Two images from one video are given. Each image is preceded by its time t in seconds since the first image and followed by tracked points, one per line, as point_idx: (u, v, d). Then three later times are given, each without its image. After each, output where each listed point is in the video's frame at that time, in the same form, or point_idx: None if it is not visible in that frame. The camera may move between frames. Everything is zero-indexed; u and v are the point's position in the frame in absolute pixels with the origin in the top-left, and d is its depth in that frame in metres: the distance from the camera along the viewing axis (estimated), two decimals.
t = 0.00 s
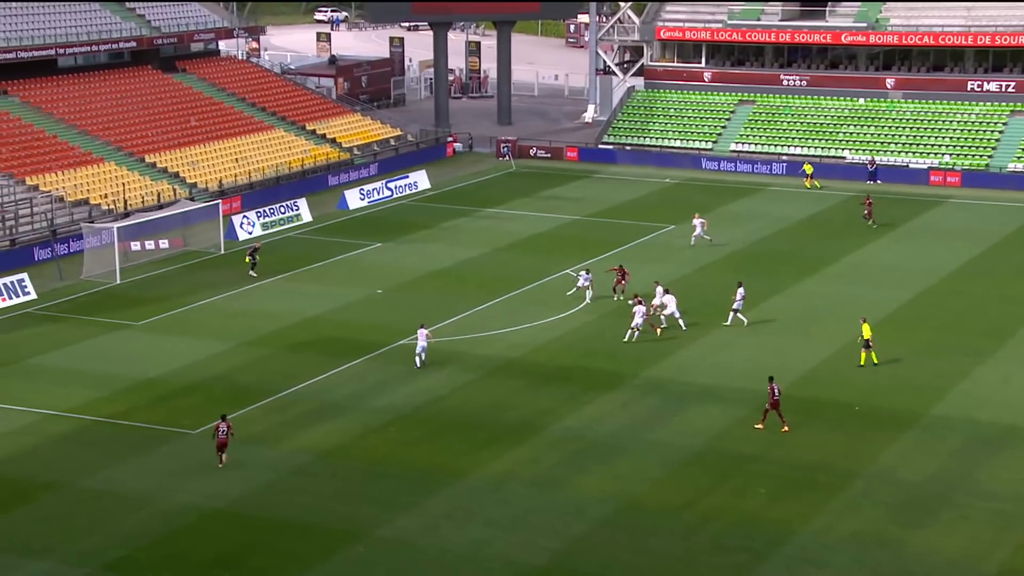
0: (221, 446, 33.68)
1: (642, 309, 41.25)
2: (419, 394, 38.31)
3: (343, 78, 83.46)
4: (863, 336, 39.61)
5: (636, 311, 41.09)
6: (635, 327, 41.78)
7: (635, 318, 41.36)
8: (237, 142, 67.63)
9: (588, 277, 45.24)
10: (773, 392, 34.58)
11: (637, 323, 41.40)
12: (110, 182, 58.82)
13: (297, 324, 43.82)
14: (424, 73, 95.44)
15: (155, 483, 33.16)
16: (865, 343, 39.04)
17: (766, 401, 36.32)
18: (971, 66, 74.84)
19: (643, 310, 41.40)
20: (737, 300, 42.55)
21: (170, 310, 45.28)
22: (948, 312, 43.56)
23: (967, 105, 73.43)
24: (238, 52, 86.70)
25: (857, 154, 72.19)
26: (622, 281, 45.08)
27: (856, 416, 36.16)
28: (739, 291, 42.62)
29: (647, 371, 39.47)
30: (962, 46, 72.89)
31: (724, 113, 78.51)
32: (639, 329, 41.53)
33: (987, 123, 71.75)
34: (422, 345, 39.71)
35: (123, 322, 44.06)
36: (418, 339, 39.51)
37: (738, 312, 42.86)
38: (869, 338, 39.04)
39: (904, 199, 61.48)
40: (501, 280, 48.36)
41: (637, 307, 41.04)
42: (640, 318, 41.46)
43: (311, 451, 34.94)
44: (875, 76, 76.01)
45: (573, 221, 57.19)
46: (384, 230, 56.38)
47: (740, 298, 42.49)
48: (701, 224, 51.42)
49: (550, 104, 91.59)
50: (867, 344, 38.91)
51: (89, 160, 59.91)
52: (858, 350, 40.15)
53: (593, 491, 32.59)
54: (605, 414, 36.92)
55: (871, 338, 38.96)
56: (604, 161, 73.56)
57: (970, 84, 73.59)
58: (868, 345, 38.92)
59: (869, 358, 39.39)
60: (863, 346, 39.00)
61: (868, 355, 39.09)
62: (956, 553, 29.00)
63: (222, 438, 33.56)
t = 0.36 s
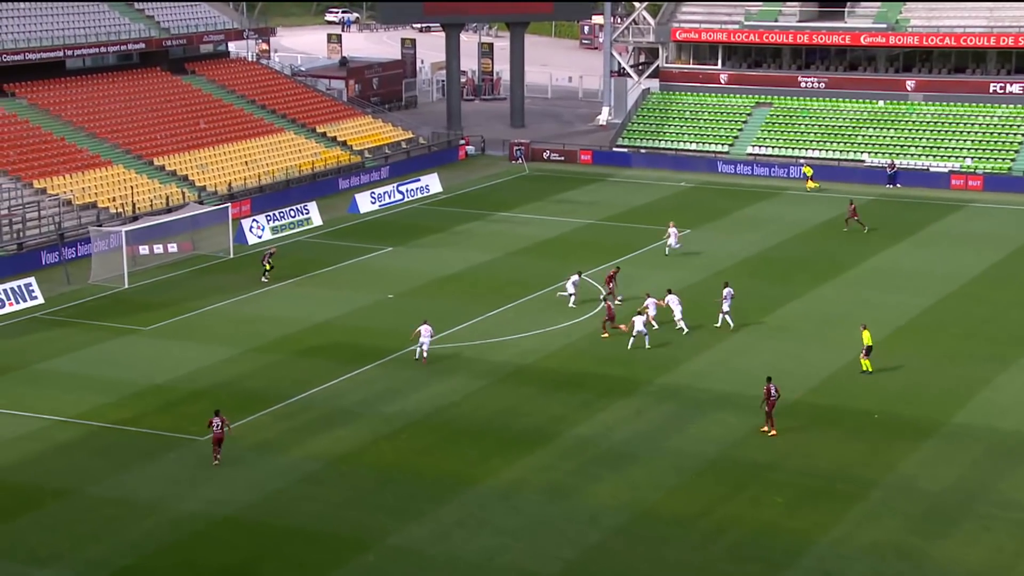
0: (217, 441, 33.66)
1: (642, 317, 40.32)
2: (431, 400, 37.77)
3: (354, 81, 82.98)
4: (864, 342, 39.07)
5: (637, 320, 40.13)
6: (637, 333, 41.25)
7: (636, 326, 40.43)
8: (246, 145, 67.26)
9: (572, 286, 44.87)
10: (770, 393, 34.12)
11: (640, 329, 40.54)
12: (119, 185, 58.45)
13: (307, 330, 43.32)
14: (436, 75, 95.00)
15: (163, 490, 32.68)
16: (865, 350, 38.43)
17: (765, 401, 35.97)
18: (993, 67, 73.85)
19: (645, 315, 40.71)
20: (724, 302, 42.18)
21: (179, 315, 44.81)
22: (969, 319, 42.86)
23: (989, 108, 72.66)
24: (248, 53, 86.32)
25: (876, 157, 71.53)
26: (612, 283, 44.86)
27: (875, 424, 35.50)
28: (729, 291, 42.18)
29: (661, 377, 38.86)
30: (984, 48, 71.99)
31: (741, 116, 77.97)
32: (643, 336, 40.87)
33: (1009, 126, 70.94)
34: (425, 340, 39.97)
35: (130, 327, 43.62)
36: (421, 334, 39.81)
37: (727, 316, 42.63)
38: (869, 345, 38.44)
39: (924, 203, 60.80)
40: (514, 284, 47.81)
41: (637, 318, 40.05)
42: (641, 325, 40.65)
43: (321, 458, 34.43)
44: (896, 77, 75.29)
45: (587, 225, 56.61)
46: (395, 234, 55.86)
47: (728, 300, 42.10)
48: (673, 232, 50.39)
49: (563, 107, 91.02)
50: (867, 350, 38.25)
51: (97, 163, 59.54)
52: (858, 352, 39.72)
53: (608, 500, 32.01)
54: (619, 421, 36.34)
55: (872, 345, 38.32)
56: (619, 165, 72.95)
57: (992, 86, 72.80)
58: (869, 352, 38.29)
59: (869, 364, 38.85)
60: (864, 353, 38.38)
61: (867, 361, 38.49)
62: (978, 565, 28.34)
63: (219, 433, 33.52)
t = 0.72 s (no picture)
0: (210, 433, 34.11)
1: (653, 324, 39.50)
2: (437, 406, 37.16)
3: (360, 81, 82.23)
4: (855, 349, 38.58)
5: (648, 325, 39.39)
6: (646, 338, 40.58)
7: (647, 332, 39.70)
8: (250, 147, 66.72)
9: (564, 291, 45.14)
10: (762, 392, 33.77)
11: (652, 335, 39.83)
12: (121, 188, 57.92)
13: (311, 334, 42.72)
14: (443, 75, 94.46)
15: (165, 498, 32.08)
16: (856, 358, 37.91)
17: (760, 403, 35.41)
18: (1011, 67, 73.41)
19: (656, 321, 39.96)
20: (710, 304, 42.12)
21: (181, 320, 44.20)
22: (987, 324, 42.19)
23: (1007, 109, 71.96)
24: (253, 53, 85.86)
25: (891, 160, 70.83)
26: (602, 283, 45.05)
27: (890, 432, 34.84)
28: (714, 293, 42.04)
29: (672, 383, 38.23)
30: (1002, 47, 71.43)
31: (753, 117, 77.27)
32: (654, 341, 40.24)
33: None
34: (428, 333, 40.20)
35: (132, 332, 43.05)
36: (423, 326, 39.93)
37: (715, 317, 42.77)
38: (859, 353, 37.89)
39: (940, 206, 60.10)
40: (522, 289, 47.17)
41: (648, 323, 39.30)
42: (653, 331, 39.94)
43: (326, 465, 33.83)
44: (912, 78, 74.52)
45: (596, 228, 55.99)
46: (402, 237, 55.27)
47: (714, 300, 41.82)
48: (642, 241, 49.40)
49: (572, 108, 90.42)
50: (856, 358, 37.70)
51: (98, 165, 58.97)
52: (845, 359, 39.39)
53: (617, 508, 31.38)
54: (628, 428, 35.71)
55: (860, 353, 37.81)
56: (628, 167, 72.26)
57: (1010, 87, 72.08)
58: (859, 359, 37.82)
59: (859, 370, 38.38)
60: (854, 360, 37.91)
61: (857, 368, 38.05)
62: None
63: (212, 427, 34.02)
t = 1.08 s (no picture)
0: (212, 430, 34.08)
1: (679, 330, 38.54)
2: (450, 417, 36.26)
3: (371, 84, 81.11)
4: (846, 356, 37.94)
5: (676, 333, 38.39)
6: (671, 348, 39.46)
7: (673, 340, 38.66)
8: (258, 151, 65.95)
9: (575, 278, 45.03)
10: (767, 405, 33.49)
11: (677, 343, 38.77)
12: (126, 193, 57.15)
13: (322, 343, 41.85)
14: (457, 78, 93.64)
15: (171, 510, 31.23)
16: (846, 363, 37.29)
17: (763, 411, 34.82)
18: None
19: (682, 330, 38.95)
20: (708, 306, 41.99)
21: (187, 329, 43.37)
22: (1016, 334, 41.15)
23: None
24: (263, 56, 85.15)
25: (917, 164, 69.68)
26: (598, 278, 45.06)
27: (916, 445, 33.84)
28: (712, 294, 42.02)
29: (691, 394, 37.26)
30: None
31: (774, 120, 76.15)
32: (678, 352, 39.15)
33: None
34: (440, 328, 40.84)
35: (138, 340, 42.22)
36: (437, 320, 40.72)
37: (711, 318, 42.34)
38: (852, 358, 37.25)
39: (969, 213, 59.01)
40: (537, 297, 46.26)
41: (677, 326, 38.35)
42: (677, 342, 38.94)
43: (335, 477, 32.94)
44: (939, 81, 73.44)
45: (614, 235, 55.05)
46: (415, 244, 54.41)
47: (712, 301, 42.02)
48: (613, 251, 47.55)
49: (588, 111, 89.50)
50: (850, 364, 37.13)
51: (104, 169, 58.20)
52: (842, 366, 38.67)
53: (635, 522, 30.42)
54: (645, 440, 34.75)
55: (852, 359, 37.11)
56: (646, 172, 71.22)
57: None
58: (850, 365, 37.13)
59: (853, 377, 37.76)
60: (845, 366, 37.27)
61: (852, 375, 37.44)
62: None
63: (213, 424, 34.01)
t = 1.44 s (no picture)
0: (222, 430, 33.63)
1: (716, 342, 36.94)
2: (476, 433, 34.86)
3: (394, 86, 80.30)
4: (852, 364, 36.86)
5: (714, 345, 36.73)
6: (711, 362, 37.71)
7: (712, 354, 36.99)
8: (277, 155, 64.80)
9: (597, 273, 44.90)
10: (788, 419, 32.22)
11: (715, 358, 37.16)
12: (141, 199, 56.05)
13: (343, 355, 40.55)
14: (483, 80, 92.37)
15: (184, 529, 29.93)
16: (852, 373, 36.17)
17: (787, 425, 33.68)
18: None
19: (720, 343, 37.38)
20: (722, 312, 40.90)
21: (202, 340, 42.15)
22: None
23: None
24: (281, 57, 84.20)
25: (965, 170, 67.97)
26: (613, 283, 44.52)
27: (965, 465, 32.21)
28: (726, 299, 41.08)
29: (727, 410, 35.74)
30: None
31: (814, 125, 74.61)
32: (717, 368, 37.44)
33: None
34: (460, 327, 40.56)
35: (152, 351, 41.03)
36: (456, 321, 40.20)
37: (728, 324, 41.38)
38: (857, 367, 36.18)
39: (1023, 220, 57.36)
40: (566, 307, 44.83)
41: (715, 340, 36.69)
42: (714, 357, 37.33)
43: (356, 495, 31.58)
44: (989, 83, 72.15)
45: (646, 243, 53.58)
46: (440, 252, 53.07)
47: (728, 307, 40.83)
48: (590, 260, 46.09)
49: (619, 115, 88.06)
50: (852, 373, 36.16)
51: (117, 175, 57.16)
52: (846, 375, 37.26)
53: (669, 544, 28.92)
54: (678, 458, 33.28)
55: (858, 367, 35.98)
56: (678, 178, 69.61)
57: None
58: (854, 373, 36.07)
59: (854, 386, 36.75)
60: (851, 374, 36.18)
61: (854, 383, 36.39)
62: None
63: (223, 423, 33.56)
